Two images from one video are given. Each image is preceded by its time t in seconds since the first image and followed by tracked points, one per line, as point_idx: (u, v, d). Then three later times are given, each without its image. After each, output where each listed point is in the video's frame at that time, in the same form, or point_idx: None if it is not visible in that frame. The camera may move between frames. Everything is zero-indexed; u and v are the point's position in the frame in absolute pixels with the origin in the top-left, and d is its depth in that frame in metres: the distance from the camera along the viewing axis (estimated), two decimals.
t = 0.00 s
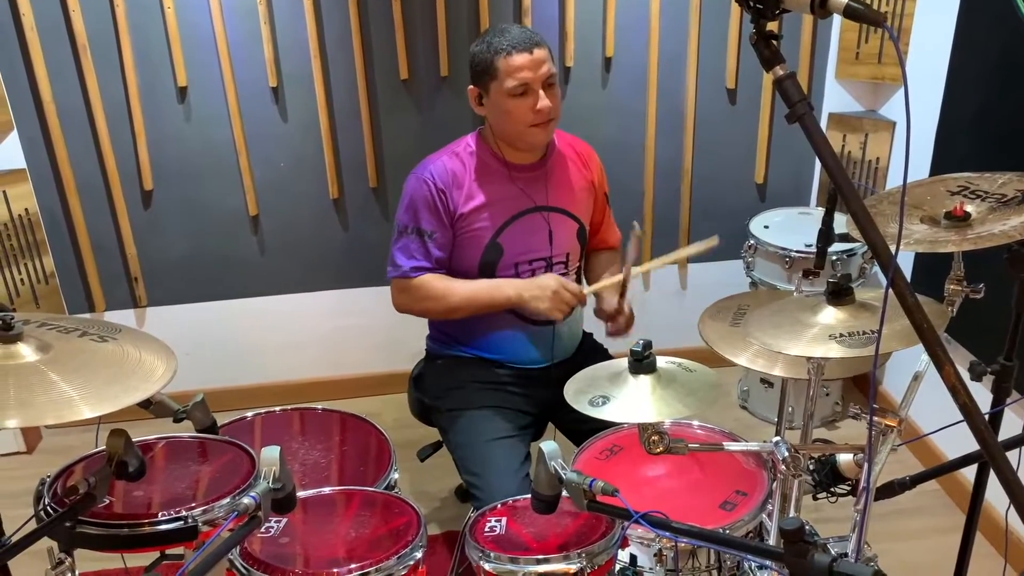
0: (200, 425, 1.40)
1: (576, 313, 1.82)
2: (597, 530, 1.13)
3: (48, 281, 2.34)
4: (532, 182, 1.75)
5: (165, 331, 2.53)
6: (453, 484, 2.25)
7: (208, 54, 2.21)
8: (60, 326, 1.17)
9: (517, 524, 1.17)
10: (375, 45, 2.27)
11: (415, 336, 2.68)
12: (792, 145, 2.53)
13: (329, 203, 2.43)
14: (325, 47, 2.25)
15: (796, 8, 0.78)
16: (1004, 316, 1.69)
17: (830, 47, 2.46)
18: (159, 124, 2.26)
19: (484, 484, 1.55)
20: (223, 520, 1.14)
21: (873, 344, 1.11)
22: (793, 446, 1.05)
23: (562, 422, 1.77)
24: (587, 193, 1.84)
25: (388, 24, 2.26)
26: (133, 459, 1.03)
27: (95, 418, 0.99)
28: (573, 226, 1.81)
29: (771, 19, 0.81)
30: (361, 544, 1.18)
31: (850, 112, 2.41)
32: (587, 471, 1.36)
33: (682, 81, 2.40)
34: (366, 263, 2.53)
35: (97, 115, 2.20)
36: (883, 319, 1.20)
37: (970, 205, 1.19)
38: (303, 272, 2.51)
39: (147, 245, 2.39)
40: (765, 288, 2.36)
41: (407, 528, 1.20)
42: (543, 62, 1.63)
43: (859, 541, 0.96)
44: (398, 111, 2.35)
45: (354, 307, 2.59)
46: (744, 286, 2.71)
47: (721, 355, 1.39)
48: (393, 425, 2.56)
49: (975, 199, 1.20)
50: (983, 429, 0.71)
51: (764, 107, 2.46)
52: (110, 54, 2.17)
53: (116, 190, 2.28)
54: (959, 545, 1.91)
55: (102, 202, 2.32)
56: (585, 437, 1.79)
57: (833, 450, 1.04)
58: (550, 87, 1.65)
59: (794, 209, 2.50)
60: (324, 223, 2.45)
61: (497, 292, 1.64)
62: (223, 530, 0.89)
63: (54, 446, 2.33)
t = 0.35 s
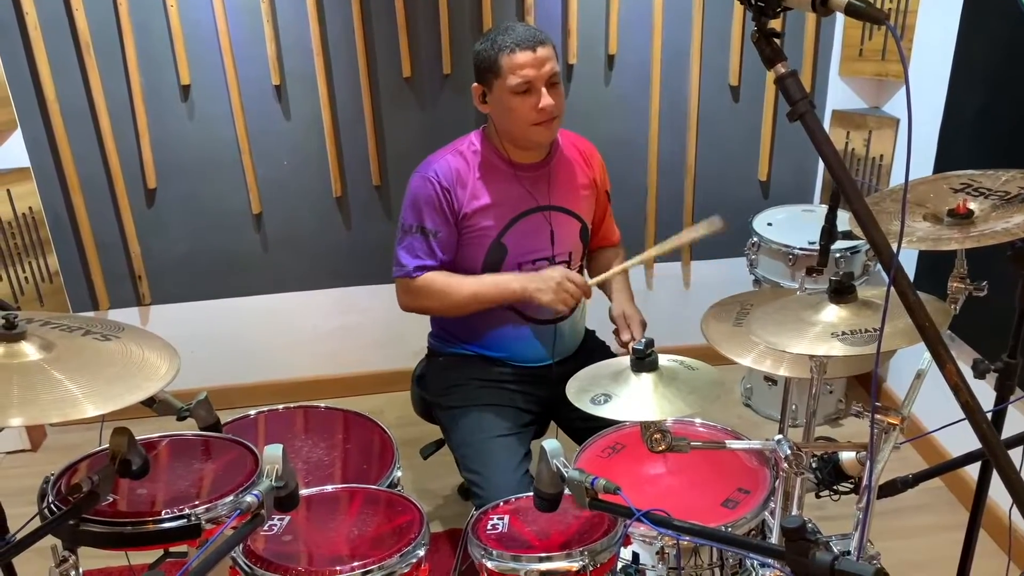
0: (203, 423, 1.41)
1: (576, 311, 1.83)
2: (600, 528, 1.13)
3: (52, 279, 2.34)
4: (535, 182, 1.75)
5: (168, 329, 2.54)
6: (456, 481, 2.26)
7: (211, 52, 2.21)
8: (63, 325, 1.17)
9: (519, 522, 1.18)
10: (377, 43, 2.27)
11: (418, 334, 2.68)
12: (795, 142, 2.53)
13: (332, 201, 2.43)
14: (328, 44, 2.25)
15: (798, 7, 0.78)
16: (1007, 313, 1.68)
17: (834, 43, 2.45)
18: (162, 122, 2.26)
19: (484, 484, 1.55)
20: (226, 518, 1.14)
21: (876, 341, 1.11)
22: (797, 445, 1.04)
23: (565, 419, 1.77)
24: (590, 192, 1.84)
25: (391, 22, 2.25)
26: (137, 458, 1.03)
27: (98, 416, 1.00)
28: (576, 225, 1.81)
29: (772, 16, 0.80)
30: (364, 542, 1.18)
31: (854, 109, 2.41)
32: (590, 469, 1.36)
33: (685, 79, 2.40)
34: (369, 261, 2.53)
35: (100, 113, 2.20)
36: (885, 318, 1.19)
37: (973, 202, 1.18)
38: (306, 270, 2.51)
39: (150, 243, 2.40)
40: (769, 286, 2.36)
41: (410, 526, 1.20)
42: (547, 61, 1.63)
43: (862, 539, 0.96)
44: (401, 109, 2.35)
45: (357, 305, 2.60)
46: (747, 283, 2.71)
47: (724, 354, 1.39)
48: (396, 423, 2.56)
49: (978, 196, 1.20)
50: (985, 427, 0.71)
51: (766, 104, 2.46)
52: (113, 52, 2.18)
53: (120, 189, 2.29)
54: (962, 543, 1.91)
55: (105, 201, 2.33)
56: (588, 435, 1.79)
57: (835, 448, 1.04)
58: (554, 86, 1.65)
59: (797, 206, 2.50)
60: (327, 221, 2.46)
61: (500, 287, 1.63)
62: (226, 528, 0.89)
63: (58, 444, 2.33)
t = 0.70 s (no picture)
0: (205, 421, 1.41)
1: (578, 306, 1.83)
2: (600, 526, 1.13)
3: (54, 278, 2.34)
4: (534, 180, 1.74)
5: (170, 327, 2.54)
6: (457, 479, 2.26)
7: (212, 50, 2.21)
8: (64, 323, 1.17)
9: (520, 520, 1.18)
10: (379, 41, 2.27)
11: (420, 331, 2.68)
12: (797, 139, 2.52)
13: (333, 199, 2.43)
14: (329, 42, 2.25)
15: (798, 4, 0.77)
16: (1008, 310, 1.68)
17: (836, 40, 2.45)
18: (163, 121, 2.26)
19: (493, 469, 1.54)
20: (227, 516, 1.14)
21: (877, 339, 1.11)
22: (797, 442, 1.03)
23: (566, 417, 1.77)
24: (590, 191, 1.84)
25: (392, 20, 2.25)
26: (137, 457, 1.03)
27: (99, 414, 1.00)
28: (576, 224, 1.81)
29: (771, 13, 0.79)
30: (365, 540, 1.18)
31: (856, 106, 2.40)
32: (591, 466, 1.36)
33: (687, 77, 2.40)
34: (371, 259, 2.53)
35: (102, 111, 2.20)
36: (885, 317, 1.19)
37: (975, 199, 1.18)
38: (307, 268, 2.52)
39: (152, 241, 2.40)
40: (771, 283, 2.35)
41: (411, 524, 1.20)
42: (547, 58, 1.62)
43: (863, 537, 0.96)
44: (403, 107, 2.35)
45: (359, 303, 2.60)
46: (748, 280, 2.70)
47: (724, 350, 1.38)
48: (399, 420, 2.56)
49: (980, 193, 1.19)
50: (986, 425, 0.70)
51: (768, 101, 2.45)
52: (114, 50, 2.18)
53: (121, 187, 2.29)
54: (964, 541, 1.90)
55: (107, 199, 2.33)
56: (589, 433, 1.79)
57: (836, 447, 1.03)
58: (554, 84, 1.64)
59: (799, 203, 2.49)
60: (329, 218, 2.46)
61: (503, 273, 1.63)
62: (227, 526, 0.89)
63: (61, 442, 2.34)
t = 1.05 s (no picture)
0: (204, 420, 1.41)
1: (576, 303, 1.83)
2: (600, 524, 1.13)
3: (53, 277, 2.34)
4: (533, 175, 1.74)
5: (170, 326, 2.54)
6: (458, 477, 2.26)
7: (210, 48, 2.21)
8: (61, 323, 1.17)
9: (519, 518, 1.17)
10: (378, 38, 2.27)
11: (420, 330, 2.68)
12: (797, 136, 2.52)
13: (332, 197, 2.43)
14: (327, 40, 2.25)
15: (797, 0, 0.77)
16: (1008, 307, 1.68)
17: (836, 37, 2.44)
18: (162, 118, 2.26)
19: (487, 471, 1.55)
20: (226, 514, 1.14)
21: (877, 336, 1.11)
22: (796, 440, 1.02)
23: (565, 415, 1.76)
24: (590, 186, 1.83)
25: (391, 17, 2.25)
26: (136, 456, 1.03)
27: (98, 414, 1.00)
28: (576, 219, 1.80)
29: (769, 10, 0.79)
30: (364, 538, 1.18)
31: (856, 103, 2.40)
32: (592, 465, 1.36)
33: (686, 73, 2.39)
34: (371, 258, 2.53)
35: (100, 110, 2.20)
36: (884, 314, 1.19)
37: (974, 196, 1.18)
38: (307, 266, 2.51)
39: (151, 240, 2.40)
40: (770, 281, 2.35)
41: (410, 523, 1.20)
42: (546, 60, 1.61)
43: (862, 534, 0.96)
44: (402, 104, 2.34)
45: (359, 301, 2.60)
46: (748, 278, 2.70)
47: (724, 349, 1.38)
48: (399, 418, 2.56)
49: (980, 190, 1.19)
50: (985, 424, 0.70)
51: (768, 98, 2.45)
52: (112, 48, 2.17)
53: (120, 186, 2.29)
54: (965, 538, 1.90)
55: (105, 198, 2.33)
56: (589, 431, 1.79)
57: (835, 444, 1.03)
58: (552, 86, 1.63)
59: (799, 200, 2.49)
60: (329, 217, 2.45)
61: (500, 275, 1.63)
62: (225, 525, 0.89)
63: (61, 441, 2.34)
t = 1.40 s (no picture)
0: (199, 419, 1.41)
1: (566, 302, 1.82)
2: (594, 522, 1.13)
3: (50, 275, 2.33)
4: (512, 168, 1.75)
5: (167, 324, 2.54)
6: (455, 474, 2.26)
7: (207, 45, 2.20)
8: (54, 321, 1.16)
9: (514, 516, 1.17)
10: (374, 35, 2.26)
11: (418, 327, 2.67)
12: (794, 132, 2.52)
13: (329, 195, 2.42)
14: (323, 38, 2.25)
15: None
16: (1004, 302, 1.68)
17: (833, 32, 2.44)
18: (159, 116, 2.25)
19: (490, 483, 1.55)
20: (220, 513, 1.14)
21: (870, 333, 1.11)
22: (791, 437, 1.03)
23: (560, 412, 1.76)
24: (577, 189, 1.78)
25: (387, 14, 2.25)
26: (129, 455, 1.03)
27: (90, 412, 1.00)
28: (557, 219, 1.77)
29: (760, 6, 0.78)
30: (359, 536, 1.18)
31: (853, 100, 2.39)
32: (588, 462, 1.36)
33: (683, 69, 2.39)
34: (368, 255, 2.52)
35: (96, 108, 2.19)
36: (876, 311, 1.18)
37: (969, 192, 1.17)
38: (303, 264, 2.51)
39: (148, 238, 2.40)
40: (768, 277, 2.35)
41: (404, 521, 1.20)
42: (524, 70, 1.59)
43: (856, 530, 0.98)
44: (399, 101, 2.34)
45: (356, 299, 2.59)
46: (746, 274, 2.70)
47: (719, 342, 1.38)
48: (397, 416, 2.56)
49: (975, 186, 1.18)
50: (977, 421, 0.70)
51: (765, 94, 2.45)
52: (108, 46, 2.17)
53: (117, 183, 2.28)
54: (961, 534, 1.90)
55: (102, 196, 2.32)
56: (585, 427, 1.78)
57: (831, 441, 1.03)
58: (529, 94, 1.63)
59: (797, 197, 2.49)
60: (325, 214, 2.45)
61: (424, 243, 1.69)
62: (218, 524, 0.89)
63: (58, 439, 2.34)
